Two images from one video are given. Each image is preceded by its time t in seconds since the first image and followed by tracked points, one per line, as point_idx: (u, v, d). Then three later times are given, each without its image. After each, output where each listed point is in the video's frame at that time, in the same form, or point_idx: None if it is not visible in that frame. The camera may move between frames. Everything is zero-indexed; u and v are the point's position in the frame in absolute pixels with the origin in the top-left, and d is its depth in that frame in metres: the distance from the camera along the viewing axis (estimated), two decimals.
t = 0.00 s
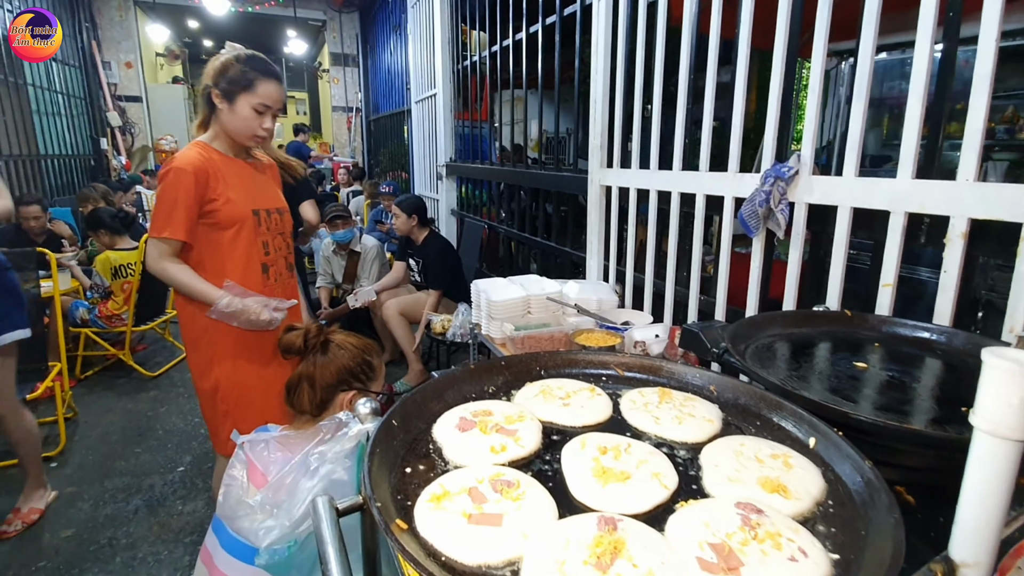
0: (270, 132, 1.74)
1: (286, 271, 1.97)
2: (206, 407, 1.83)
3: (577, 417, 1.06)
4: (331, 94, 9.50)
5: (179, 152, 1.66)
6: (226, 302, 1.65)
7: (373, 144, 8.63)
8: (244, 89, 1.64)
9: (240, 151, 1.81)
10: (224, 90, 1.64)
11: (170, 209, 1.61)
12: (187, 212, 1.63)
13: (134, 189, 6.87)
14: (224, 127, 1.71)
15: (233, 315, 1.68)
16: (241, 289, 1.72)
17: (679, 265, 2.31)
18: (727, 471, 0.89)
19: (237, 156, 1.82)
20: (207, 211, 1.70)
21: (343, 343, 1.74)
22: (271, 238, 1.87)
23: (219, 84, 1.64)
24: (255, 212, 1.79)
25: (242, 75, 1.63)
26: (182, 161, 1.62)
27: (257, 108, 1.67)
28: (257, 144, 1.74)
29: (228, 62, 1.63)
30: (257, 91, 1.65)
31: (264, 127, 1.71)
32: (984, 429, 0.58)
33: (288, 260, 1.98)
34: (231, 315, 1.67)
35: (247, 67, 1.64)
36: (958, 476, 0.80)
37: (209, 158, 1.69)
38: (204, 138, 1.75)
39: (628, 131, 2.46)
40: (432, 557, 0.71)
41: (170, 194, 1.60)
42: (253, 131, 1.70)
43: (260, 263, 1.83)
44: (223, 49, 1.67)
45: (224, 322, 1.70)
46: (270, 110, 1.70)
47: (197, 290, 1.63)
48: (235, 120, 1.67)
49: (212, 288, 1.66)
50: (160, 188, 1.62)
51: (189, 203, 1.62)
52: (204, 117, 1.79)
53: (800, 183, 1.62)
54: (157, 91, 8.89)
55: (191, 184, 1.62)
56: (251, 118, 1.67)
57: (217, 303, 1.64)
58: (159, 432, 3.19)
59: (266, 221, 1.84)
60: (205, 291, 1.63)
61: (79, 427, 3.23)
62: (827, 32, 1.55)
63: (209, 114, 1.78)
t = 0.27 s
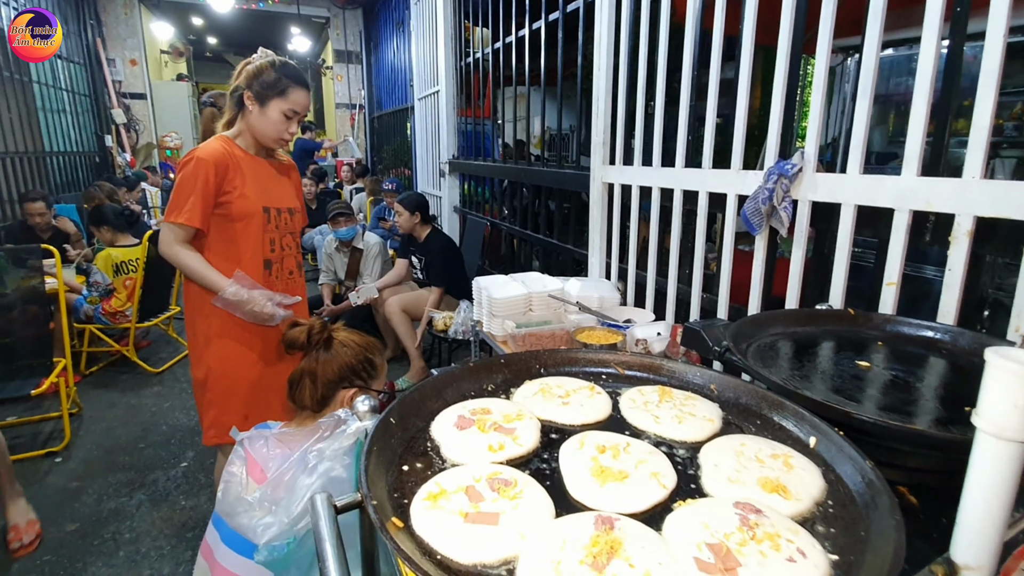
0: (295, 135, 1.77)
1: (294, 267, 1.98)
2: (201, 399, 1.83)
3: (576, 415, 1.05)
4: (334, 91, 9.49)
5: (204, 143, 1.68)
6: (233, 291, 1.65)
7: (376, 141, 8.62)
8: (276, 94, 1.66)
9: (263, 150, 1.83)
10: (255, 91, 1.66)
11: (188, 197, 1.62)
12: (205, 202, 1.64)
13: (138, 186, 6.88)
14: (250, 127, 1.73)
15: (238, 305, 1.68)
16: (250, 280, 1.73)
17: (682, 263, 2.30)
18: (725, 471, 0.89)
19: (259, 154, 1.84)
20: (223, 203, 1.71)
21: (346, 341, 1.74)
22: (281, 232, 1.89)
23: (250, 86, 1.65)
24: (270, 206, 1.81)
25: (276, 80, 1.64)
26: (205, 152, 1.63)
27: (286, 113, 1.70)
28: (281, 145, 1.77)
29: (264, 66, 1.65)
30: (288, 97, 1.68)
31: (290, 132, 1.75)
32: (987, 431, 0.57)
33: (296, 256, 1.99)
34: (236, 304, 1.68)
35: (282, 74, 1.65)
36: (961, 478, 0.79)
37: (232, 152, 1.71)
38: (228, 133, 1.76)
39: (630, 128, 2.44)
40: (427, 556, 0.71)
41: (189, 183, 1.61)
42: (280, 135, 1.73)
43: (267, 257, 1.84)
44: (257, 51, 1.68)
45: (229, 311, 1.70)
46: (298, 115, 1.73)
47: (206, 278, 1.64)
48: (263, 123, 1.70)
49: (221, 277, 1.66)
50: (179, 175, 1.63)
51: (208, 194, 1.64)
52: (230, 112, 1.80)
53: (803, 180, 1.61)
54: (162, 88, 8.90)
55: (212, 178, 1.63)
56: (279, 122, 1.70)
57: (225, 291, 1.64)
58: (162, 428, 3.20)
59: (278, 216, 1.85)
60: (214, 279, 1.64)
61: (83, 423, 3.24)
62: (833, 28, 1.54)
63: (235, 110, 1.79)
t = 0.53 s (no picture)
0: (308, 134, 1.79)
1: (291, 261, 1.97)
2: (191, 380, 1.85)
3: (568, 405, 1.05)
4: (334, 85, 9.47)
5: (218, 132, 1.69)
6: (227, 277, 1.64)
7: (377, 135, 8.61)
8: (293, 92, 1.68)
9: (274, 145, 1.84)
10: (272, 88, 1.67)
11: (196, 180, 1.62)
12: (213, 187, 1.64)
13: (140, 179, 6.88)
14: (264, 121, 1.74)
15: (230, 291, 1.67)
16: (245, 269, 1.73)
17: (681, 255, 2.30)
18: (717, 459, 0.88)
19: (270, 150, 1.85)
20: (230, 191, 1.71)
21: (347, 335, 1.73)
22: (283, 227, 1.89)
23: (268, 83, 1.67)
24: (276, 199, 1.81)
25: (295, 80, 1.66)
26: (221, 140, 1.64)
27: (301, 111, 1.72)
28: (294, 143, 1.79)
29: (283, 65, 1.67)
30: (304, 96, 1.70)
31: (303, 130, 1.77)
32: (979, 417, 0.57)
33: (294, 250, 1.99)
34: (227, 290, 1.67)
35: (300, 73, 1.68)
36: (954, 468, 0.79)
37: (245, 142, 1.72)
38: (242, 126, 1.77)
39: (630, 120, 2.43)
40: (416, 541, 0.71)
41: (200, 167, 1.61)
42: (293, 133, 1.75)
43: (268, 250, 1.84)
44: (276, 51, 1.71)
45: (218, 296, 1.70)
46: (311, 115, 1.76)
47: (201, 261, 1.63)
48: (278, 120, 1.71)
49: (217, 262, 1.66)
50: (191, 159, 1.63)
51: (217, 179, 1.64)
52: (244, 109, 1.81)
53: (802, 172, 1.59)
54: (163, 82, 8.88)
55: (224, 165, 1.64)
56: (294, 119, 1.72)
57: (218, 277, 1.63)
58: (163, 420, 3.21)
59: (281, 210, 1.86)
60: (208, 263, 1.63)
61: (84, 415, 3.25)
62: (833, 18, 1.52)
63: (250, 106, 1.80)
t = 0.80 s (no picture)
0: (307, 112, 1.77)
1: (285, 239, 1.96)
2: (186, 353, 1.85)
3: (558, 374, 1.05)
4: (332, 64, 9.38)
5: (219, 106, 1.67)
6: (227, 250, 1.64)
7: (375, 115, 8.54)
8: (294, 70, 1.66)
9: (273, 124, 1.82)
10: (272, 65, 1.65)
11: (198, 154, 1.60)
12: (214, 162, 1.62)
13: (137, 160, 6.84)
14: (264, 99, 1.72)
15: (229, 264, 1.67)
16: (245, 243, 1.73)
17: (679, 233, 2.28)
18: (706, 427, 0.89)
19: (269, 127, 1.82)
20: (230, 167, 1.69)
21: (346, 312, 1.71)
22: (280, 204, 1.87)
23: (268, 61, 1.64)
24: (274, 175, 1.80)
25: (296, 58, 1.64)
26: (222, 114, 1.62)
27: (301, 89, 1.70)
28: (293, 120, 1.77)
29: (284, 43, 1.64)
30: (305, 74, 1.68)
31: (303, 109, 1.76)
32: (968, 380, 0.56)
33: (289, 229, 1.98)
34: (227, 263, 1.67)
35: (301, 51, 1.66)
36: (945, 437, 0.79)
37: (246, 118, 1.70)
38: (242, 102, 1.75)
39: (628, 96, 2.40)
40: (403, 505, 0.71)
41: (201, 140, 1.60)
42: (293, 111, 1.74)
43: (264, 226, 1.83)
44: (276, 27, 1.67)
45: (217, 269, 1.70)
46: (312, 93, 1.73)
47: (201, 234, 1.61)
48: (278, 97, 1.69)
49: (217, 236, 1.64)
50: (192, 132, 1.61)
51: (219, 154, 1.62)
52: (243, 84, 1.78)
53: (800, 145, 1.57)
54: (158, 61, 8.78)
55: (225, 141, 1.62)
56: (294, 98, 1.70)
57: (217, 250, 1.62)
58: (164, 398, 3.23)
59: (279, 187, 1.84)
60: (208, 236, 1.61)
61: (85, 393, 3.27)
62: None
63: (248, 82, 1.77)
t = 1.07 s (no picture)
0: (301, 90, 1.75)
1: (280, 219, 1.95)
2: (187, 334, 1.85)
3: (553, 350, 1.05)
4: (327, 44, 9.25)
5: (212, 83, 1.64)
6: (224, 231, 1.62)
7: (371, 96, 8.45)
8: (287, 48, 1.63)
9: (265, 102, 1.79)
10: (265, 43, 1.62)
11: (194, 133, 1.58)
12: (210, 141, 1.60)
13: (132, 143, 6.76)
14: (256, 77, 1.69)
15: (226, 245, 1.65)
16: (242, 224, 1.71)
17: (676, 213, 2.28)
18: (698, 401, 0.89)
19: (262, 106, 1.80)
20: (226, 146, 1.67)
21: (342, 290, 1.71)
22: (274, 184, 1.86)
23: (260, 38, 1.61)
24: (269, 155, 1.79)
25: (289, 36, 1.61)
26: (216, 92, 1.60)
27: (294, 67, 1.67)
28: (287, 99, 1.75)
29: (276, 21, 1.61)
30: (298, 52, 1.65)
31: (296, 87, 1.73)
32: (960, 351, 0.55)
33: (284, 209, 1.97)
34: (224, 244, 1.65)
35: (294, 28, 1.62)
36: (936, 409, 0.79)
37: (240, 96, 1.68)
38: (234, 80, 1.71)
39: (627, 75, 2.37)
40: (396, 476, 0.72)
41: (197, 119, 1.58)
42: (286, 90, 1.72)
43: (260, 206, 1.82)
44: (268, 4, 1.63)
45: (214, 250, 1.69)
46: (305, 71, 1.71)
47: (198, 214, 1.60)
48: (271, 76, 1.67)
49: (214, 217, 1.63)
50: (187, 110, 1.59)
51: (215, 133, 1.60)
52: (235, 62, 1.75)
53: (799, 122, 1.56)
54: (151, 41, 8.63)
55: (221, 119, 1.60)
56: (287, 76, 1.68)
57: (215, 231, 1.61)
58: (164, 380, 3.24)
59: (274, 166, 1.83)
60: (206, 216, 1.60)
61: (86, 375, 3.27)
62: None
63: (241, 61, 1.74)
